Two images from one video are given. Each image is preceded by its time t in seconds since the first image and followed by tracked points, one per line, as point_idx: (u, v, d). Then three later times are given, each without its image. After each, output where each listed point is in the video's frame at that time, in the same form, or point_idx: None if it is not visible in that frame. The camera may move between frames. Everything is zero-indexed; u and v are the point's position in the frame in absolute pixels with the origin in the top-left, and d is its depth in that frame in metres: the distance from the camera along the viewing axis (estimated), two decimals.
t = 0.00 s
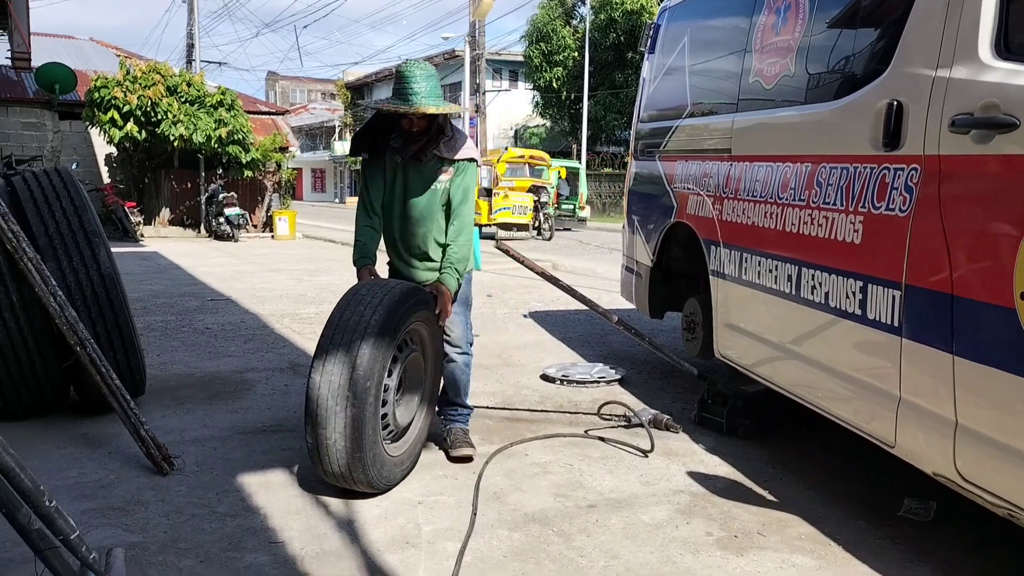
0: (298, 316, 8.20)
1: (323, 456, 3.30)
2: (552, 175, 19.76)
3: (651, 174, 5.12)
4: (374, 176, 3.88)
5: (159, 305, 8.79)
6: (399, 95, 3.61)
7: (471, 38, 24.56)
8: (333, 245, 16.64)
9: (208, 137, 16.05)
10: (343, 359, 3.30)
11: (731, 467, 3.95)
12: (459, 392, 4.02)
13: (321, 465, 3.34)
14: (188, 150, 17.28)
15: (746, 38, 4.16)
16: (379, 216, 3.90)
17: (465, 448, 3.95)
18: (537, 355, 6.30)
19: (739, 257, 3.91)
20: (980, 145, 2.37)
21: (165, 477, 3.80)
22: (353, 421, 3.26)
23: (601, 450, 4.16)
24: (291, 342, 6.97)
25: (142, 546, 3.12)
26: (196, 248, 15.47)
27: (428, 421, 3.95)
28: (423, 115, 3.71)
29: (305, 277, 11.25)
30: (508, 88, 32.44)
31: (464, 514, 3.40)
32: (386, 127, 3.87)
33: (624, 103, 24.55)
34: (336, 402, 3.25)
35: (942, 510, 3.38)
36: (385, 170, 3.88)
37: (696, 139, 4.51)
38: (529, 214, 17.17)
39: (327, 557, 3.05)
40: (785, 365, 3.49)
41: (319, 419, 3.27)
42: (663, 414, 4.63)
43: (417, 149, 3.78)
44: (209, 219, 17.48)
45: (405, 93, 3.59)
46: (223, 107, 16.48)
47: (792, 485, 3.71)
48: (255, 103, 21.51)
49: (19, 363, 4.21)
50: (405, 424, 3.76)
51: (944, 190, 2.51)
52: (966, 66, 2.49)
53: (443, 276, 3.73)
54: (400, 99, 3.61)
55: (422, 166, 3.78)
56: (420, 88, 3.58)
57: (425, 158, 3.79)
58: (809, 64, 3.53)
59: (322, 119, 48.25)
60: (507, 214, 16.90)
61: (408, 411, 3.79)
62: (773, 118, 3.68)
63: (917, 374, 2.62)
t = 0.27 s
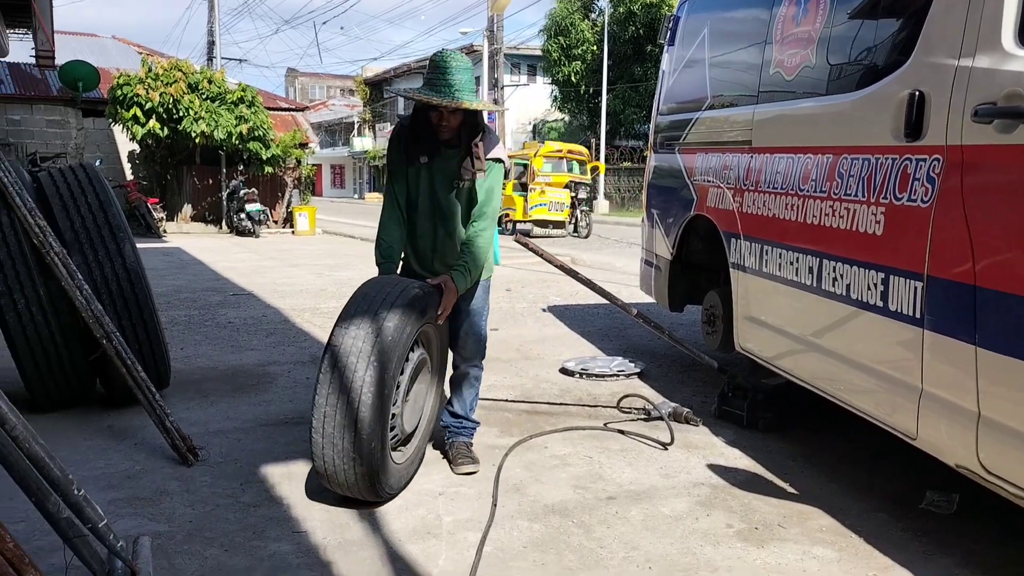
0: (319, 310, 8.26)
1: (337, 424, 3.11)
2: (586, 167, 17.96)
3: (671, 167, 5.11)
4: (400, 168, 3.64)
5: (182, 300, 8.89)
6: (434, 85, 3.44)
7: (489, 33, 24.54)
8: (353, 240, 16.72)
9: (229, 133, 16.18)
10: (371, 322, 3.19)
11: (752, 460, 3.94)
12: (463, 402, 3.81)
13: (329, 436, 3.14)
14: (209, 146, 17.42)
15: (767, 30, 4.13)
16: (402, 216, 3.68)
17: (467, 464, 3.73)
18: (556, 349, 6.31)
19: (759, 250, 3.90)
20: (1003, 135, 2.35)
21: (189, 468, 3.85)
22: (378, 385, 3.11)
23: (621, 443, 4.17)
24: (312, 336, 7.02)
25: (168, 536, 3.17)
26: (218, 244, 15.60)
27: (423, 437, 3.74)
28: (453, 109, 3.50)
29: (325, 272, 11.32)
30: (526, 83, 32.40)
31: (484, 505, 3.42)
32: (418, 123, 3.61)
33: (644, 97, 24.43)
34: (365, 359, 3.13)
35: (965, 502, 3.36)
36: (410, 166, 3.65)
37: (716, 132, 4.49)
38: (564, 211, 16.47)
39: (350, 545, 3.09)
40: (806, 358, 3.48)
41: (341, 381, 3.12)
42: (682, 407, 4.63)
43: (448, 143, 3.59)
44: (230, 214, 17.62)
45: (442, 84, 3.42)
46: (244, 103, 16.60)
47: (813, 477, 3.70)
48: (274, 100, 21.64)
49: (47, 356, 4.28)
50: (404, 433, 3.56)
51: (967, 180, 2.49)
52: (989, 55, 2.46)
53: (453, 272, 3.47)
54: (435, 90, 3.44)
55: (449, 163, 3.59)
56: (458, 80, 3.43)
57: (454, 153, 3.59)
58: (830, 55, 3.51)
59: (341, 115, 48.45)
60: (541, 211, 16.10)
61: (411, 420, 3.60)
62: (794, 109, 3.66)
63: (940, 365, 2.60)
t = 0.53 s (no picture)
0: (334, 306, 8.30)
1: (358, 407, 2.94)
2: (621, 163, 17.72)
3: (685, 161, 5.09)
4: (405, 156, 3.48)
5: (199, 295, 8.97)
6: (439, 68, 3.27)
7: (503, 28, 24.52)
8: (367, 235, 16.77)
9: (244, 130, 16.27)
10: (399, 303, 3.07)
11: (766, 453, 3.93)
12: (474, 397, 3.79)
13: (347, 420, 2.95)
14: (225, 143, 17.52)
15: (781, 22, 4.11)
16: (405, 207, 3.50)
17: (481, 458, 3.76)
18: (570, 343, 6.31)
19: (774, 242, 3.88)
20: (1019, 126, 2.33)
21: (206, 461, 3.89)
22: (404, 365, 2.96)
23: (635, 436, 4.17)
24: (327, 331, 7.06)
25: (185, 528, 3.20)
26: (234, 240, 15.70)
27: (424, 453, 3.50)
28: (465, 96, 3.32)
29: (341, 267, 11.37)
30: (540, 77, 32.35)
31: (498, 498, 3.43)
32: (428, 109, 3.42)
33: (658, 90, 24.32)
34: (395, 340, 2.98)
35: (982, 495, 3.34)
36: (419, 155, 3.48)
37: (730, 125, 4.47)
38: (597, 207, 16.13)
39: (365, 538, 3.11)
40: (821, 350, 3.46)
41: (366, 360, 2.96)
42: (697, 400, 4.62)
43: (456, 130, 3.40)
44: (246, 211, 17.71)
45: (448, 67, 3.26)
46: (259, 100, 16.68)
47: (827, 471, 3.68)
48: (289, 96, 21.73)
49: (65, 351, 4.33)
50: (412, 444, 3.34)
51: (982, 172, 2.47)
52: (1005, 45, 2.44)
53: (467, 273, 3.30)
54: (440, 72, 3.27)
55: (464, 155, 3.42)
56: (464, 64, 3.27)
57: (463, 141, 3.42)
58: (844, 46, 3.49)
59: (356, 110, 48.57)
60: (575, 208, 15.87)
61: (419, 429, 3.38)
62: (809, 101, 3.64)
63: (955, 358, 2.58)
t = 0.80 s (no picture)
0: (345, 303, 8.33)
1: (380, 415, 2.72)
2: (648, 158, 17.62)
3: (694, 156, 5.08)
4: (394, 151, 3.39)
5: (211, 294, 9.02)
6: (432, 57, 3.24)
7: (512, 24, 24.48)
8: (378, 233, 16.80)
9: (255, 128, 16.32)
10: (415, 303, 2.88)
11: (777, 449, 3.93)
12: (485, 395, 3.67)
13: (385, 429, 2.72)
14: (236, 142, 17.60)
15: (790, 16, 4.09)
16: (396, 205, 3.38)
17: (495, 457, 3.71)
18: (581, 340, 6.31)
19: (784, 237, 3.87)
20: None
21: (218, 459, 3.92)
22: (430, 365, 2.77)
23: (645, 432, 4.17)
24: (338, 328, 7.09)
25: (197, 525, 3.23)
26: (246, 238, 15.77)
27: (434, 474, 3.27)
28: (458, 85, 3.28)
29: (352, 265, 11.40)
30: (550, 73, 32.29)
31: (508, 494, 3.44)
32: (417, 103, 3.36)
33: (668, 85, 24.23)
34: (430, 337, 2.82)
35: (994, 490, 3.32)
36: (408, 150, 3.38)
37: (739, 120, 4.45)
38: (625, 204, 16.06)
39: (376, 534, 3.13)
40: (832, 346, 3.45)
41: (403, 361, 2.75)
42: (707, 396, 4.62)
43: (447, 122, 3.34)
44: (257, 209, 17.79)
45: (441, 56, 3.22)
46: (269, 99, 16.73)
47: (838, 466, 3.67)
48: (299, 94, 21.78)
49: (78, 350, 4.36)
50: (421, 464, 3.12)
51: (992, 166, 2.45)
52: (1014, 38, 2.43)
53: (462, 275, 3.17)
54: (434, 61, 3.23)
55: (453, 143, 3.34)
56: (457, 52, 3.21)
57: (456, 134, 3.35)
58: (853, 40, 3.48)
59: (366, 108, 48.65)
60: (603, 205, 15.79)
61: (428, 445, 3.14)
62: (817, 96, 3.63)
63: (965, 352, 2.57)
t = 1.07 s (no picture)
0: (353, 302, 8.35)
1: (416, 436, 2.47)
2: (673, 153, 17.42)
3: (701, 153, 5.07)
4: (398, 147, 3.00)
5: (220, 293, 9.05)
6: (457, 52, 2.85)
7: (519, 22, 24.46)
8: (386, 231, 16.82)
9: (263, 128, 16.36)
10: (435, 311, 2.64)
11: (784, 445, 3.92)
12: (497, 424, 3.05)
13: (424, 455, 2.47)
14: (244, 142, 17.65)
15: (796, 11, 4.08)
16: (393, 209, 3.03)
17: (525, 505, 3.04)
18: (588, 337, 6.31)
19: (790, 233, 3.87)
20: None
21: (226, 457, 3.94)
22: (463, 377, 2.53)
23: (652, 429, 4.17)
24: (347, 327, 7.10)
25: (206, 523, 3.25)
26: (255, 237, 15.82)
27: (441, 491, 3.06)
28: (486, 84, 2.90)
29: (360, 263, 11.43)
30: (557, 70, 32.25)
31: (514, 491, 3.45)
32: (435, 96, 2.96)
33: (676, 82, 24.17)
34: (459, 346, 2.57)
35: (1001, 486, 3.31)
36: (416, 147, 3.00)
37: (746, 116, 4.44)
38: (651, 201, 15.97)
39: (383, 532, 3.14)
40: (838, 342, 3.45)
41: (444, 380, 2.51)
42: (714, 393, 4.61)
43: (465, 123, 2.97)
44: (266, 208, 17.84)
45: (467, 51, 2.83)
46: (277, 98, 16.78)
47: (845, 462, 3.67)
48: (307, 93, 21.82)
49: (87, 349, 4.39)
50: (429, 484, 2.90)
51: (998, 161, 2.45)
52: (1020, 33, 2.42)
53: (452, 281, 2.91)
54: (458, 56, 2.84)
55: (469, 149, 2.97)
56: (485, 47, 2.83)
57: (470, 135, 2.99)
58: (859, 36, 3.47)
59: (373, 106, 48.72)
60: (626, 202, 15.66)
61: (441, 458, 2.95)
62: (823, 91, 3.62)
63: (972, 348, 2.57)
